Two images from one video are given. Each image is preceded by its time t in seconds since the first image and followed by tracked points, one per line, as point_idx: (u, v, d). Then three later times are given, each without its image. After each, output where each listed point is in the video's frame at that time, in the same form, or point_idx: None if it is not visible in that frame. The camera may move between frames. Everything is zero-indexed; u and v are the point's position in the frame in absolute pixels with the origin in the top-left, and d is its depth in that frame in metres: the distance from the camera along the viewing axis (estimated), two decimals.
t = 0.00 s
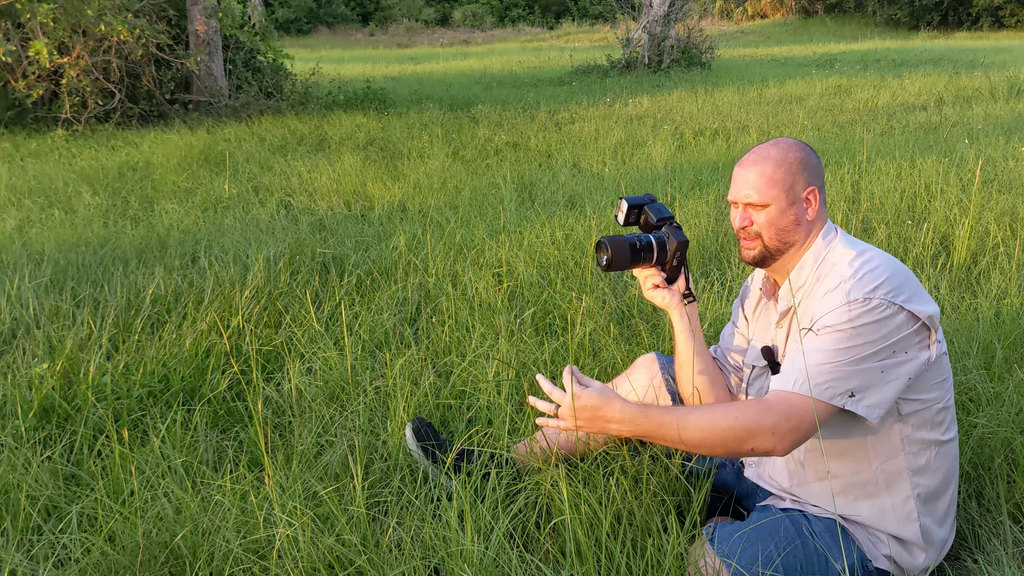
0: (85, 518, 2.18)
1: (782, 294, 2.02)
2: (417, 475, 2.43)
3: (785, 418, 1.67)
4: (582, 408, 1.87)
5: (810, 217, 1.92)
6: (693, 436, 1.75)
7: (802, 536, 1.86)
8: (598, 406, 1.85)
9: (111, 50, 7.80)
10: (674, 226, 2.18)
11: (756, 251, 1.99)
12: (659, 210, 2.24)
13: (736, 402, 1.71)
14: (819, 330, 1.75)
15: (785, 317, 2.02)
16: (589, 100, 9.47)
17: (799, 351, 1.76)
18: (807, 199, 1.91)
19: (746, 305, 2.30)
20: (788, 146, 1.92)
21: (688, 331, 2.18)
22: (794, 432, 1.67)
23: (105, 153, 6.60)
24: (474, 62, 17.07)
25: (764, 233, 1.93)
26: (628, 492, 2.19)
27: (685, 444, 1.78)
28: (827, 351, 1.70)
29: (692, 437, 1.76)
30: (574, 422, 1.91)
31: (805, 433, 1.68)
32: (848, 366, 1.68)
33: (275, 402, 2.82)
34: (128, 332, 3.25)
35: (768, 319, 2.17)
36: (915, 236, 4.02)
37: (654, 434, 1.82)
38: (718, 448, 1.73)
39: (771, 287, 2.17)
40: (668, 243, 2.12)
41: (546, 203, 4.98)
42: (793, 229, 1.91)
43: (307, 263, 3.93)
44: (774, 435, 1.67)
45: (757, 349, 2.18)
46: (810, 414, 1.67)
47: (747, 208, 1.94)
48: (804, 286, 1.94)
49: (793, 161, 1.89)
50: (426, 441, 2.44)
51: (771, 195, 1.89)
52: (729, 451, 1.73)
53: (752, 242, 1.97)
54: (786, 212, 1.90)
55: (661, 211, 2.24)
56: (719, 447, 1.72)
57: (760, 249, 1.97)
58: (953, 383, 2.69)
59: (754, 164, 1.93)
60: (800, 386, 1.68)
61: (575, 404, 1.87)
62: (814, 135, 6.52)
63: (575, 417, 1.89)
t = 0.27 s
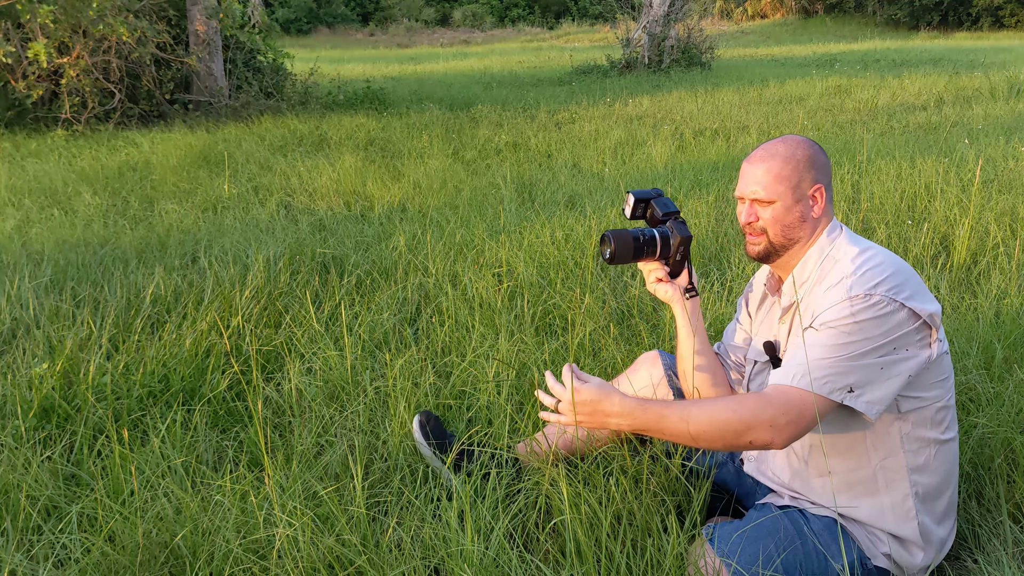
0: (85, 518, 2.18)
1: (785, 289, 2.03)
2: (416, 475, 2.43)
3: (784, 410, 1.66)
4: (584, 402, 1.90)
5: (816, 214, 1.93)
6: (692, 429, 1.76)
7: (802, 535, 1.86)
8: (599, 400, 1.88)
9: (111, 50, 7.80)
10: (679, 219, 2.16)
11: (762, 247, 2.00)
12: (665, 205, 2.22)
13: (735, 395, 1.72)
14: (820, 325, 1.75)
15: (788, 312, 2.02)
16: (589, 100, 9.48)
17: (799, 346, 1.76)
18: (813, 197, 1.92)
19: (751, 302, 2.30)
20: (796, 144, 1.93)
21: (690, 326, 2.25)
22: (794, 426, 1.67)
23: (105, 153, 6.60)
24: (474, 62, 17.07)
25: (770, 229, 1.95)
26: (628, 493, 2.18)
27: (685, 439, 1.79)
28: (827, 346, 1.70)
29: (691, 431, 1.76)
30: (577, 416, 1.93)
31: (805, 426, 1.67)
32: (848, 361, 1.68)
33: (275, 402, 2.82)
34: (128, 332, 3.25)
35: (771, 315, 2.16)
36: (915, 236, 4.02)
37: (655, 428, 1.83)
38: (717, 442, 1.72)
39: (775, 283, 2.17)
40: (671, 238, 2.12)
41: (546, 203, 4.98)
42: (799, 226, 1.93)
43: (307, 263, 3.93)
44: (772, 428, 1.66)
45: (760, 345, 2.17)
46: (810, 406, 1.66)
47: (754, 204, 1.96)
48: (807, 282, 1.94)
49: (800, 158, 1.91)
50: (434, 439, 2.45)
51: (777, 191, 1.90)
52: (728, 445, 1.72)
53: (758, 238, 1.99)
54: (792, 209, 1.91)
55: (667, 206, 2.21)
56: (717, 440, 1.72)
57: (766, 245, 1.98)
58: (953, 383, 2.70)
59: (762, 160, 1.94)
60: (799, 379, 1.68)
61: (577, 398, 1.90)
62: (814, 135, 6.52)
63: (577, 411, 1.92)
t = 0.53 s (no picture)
0: (85, 518, 2.18)
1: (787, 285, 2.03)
2: (416, 476, 2.43)
3: (784, 404, 1.66)
4: (585, 399, 1.89)
5: (822, 211, 1.93)
6: (692, 424, 1.75)
7: (801, 533, 1.86)
8: (600, 396, 1.88)
9: (112, 50, 7.80)
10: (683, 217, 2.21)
11: (766, 243, 2.00)
12: (671, 200, 2.25)
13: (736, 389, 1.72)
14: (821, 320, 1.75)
15: (789, 308, 2.03)
16: (589, 100, 9.47)
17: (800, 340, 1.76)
18: (819, 193, 1.92)
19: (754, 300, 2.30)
20: (803, 141, 1.93)
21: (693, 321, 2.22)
22: (794, 420, 1.67)
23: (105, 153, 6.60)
24: (474, 62, 17.07)
25: (775, 225, 1.95)
26: (628, 493, 2.18)
27: (686, 434, 1.78)
28: (827, 340, 1.69)
29: (691, 426, 1.75)
30: (578, 413, 1.93)
31: (805, 421, 1.67)
32: (848, 357, 1.68)
33: (275, 402, 2.82)
34: (128, 332, 3.24)
35: (774, 311, 2.17)
36: (915, 236, 4.02)
37: (656, 424, 1.82)
38: (719, 436, 1.71)
39: (779, 280, 2.17)
40: (675, 233, 2.17)
41: (546, 203, 4.98)
42: (804, 222, 1.93)
43: (307, 263, 3.93)
44: (772, 422, 1.66)
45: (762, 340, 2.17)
46: (810, 401, 1.67)
47: (760, 200, 1.96)
48: (809, 278, 1.95)
49: (808, 155, 1.90)
50: (438, 434, 2.42)
51: (783, 188, 1.90)
52: (730, 440, 1.71)
53: (763, 233, 1.99)
54: (799, 205, 1.91)
55: (673, 202, 2.24)
56: (719, 434, 1.71)
57: (770, 241, 1.99)
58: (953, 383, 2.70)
59: (769, 156, 1.94)
60: (800, 374, 1.68)
61: (579, 394, 1.90)
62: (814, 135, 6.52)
63: (578, 408, 1.91)
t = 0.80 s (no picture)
0: (85, 518, 2.18)
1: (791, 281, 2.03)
2: (416, 476, 2.43)
3: (788, 398, 1.66)
4: (587, 397, 1.87)
5: (828, 208, 1.94)
6: (697, 419, 1.74)
7: (801, 533, 1.85)
8: (604, 394, 1.85)
9: (112, 50, 7.80)
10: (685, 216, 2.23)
11: (772, 239, 2.01)
12: (674, 199, 2.30)
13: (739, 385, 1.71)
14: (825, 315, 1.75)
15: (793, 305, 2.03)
16: (589, 100, 9.47)
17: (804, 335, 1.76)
18: (825, 190, 1.92)
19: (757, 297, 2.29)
20: (811, 138, 1.94)
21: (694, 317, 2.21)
22: (798, 414, 1.67)
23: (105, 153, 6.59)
24: (473, 62, 17.07)
25: (781, 221, 1.96)
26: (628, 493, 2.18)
27: (690, 430, 1.77)
28: (831, 335, 1.69)
29: (695, 421, 1.74)
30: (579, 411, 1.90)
31: (809, 416, 1.67)
32: (853, 352, 1.68)
33: (275, 402, 2.82)
34: (128, 332, 3.24)
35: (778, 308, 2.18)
36: (915, 236, 4.02)
37: (660, 421, 1.81)
38: (721, 431, 1.71)
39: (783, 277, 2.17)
40: (676, 230, 2.18)
41: (546, 203, 4.98)
42: (811, 219, 1.93)
43: (307, 263, 3.93)
44: (778, 416, 1.66)
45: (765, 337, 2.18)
46: (814, 396, 1.67)
47: (766, 196, 1.96)
48: (813, 275, 1.95)
49: (814, 152, 1.91)
50: (439, 432, 2.44)
51: (790, 184, 1.91)
52: (733, 435, 1.71)
53: (769, 230, 2.00)
54: (805, 202, 1.92)
55: (676, 200, 2.29)
56: (722, 430, 1.71)
57: (776, 237, 1.99)
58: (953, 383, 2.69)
59: (776, 153, 1.95)
60: (804, 368, 1.68)
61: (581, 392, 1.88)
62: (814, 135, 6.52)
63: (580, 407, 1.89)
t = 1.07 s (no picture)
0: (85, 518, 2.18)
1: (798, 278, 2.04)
2: (416, 476, 2.43)
3: (793, 396, 1.66)
4: (592, 395, 1.86)
5: (837, 206, 1.93)
6: (705, 417, 1.73)
7: (801, 533, 1.85)
8: (610, 393, 1.84)
9: (112, 50, 7.80)
10: (691, 212, 2.21)
11: (780, 236, 2.01)
12: (679, 196, 2.27)
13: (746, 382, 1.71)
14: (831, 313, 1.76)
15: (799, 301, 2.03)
16: (589, 100, 9.48)
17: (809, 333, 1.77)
18: (834, 188, 1.92)
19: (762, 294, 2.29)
20: (820, 135, 1.92)
21: (698, 314, 2.20)
22: (805, 413, 1.66)
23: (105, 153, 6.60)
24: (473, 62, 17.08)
25: (789, 219, 1.96)
26: (628, 493, 2.18)
27: (697, 427, 1.76)
28: (835, 332, 1.70)
29: (701, 418, 1.74)
30: (584, 410, 1.89)
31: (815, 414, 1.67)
32: (860, 350, 1.68)
33: (275, 402, 2.82)
34: (128, 332, 3.24)
35: (784, 305, 2.17)
36: (915, 236, 4.02)
37: (664, 419, 1.81)
38: (726, 428, 1.71)
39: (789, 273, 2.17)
40: (681, 228, 2.17)
41: (546, 203, 4.98)
42: (819, 216, 1.93)
43: (307, 263, 3.93)
44: (784, 412, 1.66)
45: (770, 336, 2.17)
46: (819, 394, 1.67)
47: (775, 193, 1.96)
48: (820, 273, 1.95)
49: (824, 150, 1.90)
50: (440, 432, 2.45)
51: (799, 182, 1.90)
52: (738, 432, 1.71)
53: (777, 226, 2.00)
54: (813, 199, 1.91)
55: (682, 197, 2.26)
56: (728, 427, 1.71)
57: (784, 234, 1.99)
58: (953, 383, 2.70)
59: (785, 150, 1.94)
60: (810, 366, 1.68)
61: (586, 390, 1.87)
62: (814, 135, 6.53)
63: (585, 405, 1.88)
